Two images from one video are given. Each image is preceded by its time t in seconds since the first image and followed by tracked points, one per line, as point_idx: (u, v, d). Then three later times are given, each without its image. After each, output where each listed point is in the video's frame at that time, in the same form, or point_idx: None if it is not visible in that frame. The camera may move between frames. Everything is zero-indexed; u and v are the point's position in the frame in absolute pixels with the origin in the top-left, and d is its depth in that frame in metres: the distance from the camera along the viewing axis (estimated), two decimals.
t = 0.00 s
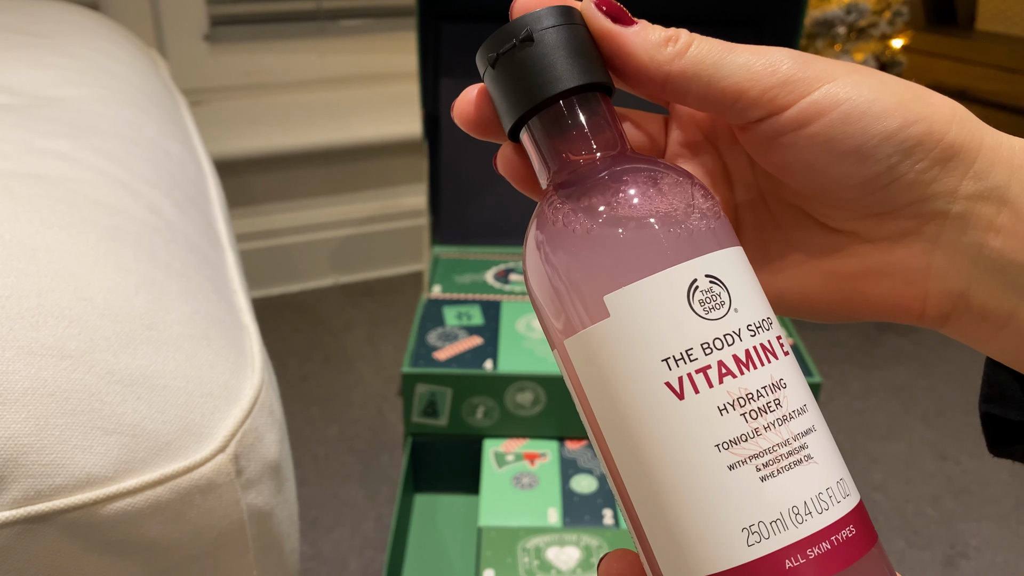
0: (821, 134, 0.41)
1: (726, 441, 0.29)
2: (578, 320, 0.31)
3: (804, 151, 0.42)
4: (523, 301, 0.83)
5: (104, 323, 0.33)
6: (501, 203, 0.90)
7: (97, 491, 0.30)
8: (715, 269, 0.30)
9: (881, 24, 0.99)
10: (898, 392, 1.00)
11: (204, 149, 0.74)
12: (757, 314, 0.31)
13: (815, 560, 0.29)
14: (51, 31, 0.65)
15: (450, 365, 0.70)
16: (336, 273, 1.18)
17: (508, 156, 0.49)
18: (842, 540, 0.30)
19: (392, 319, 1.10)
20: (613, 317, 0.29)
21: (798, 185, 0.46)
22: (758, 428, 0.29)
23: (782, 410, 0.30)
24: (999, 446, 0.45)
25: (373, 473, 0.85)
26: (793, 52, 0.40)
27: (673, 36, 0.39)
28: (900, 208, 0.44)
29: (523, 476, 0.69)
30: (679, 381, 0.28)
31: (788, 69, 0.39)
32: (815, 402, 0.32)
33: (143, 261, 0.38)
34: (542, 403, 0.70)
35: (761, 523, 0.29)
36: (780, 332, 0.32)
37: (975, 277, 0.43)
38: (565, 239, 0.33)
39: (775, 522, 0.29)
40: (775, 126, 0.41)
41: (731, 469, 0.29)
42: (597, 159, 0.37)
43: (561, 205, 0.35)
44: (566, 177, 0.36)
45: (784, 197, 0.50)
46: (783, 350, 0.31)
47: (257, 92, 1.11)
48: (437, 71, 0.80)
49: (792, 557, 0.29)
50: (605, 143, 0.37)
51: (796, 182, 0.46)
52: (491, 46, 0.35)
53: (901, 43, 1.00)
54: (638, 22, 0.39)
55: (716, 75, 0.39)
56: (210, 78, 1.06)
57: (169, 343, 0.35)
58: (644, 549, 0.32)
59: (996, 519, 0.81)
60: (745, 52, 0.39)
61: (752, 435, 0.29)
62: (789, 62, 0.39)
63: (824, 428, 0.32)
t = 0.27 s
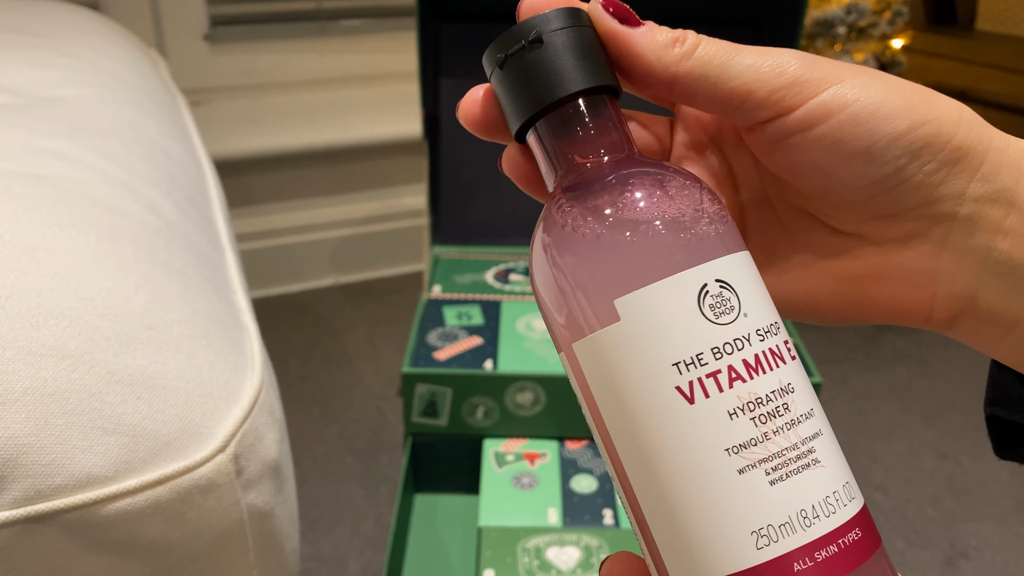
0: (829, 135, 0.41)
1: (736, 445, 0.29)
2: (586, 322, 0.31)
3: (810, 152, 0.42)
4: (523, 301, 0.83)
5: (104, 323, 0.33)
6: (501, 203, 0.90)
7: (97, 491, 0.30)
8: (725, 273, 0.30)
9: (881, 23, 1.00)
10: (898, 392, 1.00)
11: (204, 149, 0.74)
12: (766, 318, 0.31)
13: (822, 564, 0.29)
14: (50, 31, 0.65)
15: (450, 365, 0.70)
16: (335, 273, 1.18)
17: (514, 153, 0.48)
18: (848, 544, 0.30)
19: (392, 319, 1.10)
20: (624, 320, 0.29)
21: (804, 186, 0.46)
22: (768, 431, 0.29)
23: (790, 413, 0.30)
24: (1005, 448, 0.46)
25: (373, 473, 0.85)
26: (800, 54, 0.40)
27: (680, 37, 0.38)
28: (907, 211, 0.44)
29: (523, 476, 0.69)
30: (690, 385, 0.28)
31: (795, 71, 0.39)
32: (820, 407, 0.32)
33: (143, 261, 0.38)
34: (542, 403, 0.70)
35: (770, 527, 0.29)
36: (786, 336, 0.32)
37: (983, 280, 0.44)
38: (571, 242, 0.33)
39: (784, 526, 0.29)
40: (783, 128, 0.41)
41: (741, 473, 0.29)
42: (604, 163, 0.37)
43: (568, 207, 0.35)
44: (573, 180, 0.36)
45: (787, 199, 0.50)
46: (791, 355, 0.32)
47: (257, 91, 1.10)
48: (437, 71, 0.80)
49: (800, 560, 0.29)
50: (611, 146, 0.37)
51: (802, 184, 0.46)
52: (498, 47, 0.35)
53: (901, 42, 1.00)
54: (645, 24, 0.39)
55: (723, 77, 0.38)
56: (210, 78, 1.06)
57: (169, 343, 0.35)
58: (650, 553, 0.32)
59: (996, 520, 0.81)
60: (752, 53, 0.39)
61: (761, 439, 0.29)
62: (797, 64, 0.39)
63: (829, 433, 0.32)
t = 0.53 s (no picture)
0: (854, 132, 0.40)
1: (741, 460, 0.29)
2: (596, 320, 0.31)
3: (836, 149, 0.42)
4: (524, 301, 0.83)
5: (104, 323, 0.33)
6: (501, 203, 0.90)
7: (97, 491, 0.30)
8: (737, 281, 0.30)
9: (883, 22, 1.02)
10: (898, 392, 1.00)
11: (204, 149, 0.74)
12: (779, 329, 0.30)
13: None
14: (50, 31, 0.65)
15: (450, 365, 0.70)
16: (335, 273, 1.18)
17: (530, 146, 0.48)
18: (859, 566, 0.29)
19: (392, 320, 1.09)
20: (628, 328, 0.29)
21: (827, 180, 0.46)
22: (774, 447, 0.29)
23: (801, 428, 0.30)
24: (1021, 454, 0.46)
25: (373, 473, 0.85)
26: (829, 47, 0.39)
27: (705, 27, 0.38)
28: (933, 208, 0.44)
29: (523, 476, 0.69)
30: (693, 397, 0.29)
31: (824, 65, 0.39)
32: (839, 420, 0.31)
33: (142, 261, 0.38)
34: (542, 403, 0.70)
35: (773, 547, 0.29)
36: (805, 346, 0.31)
37: (1007, 282, 0.44)
38: (586, 240, 0.33)
39: (789, 546, 0.29)
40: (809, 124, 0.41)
41: (744, 489, 0.29)
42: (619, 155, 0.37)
43: (580, 204, 0.35)
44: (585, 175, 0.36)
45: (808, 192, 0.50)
46: (807, 366, 0.31)
47: (256, 91, 1.11)
48: (437, 71, 0.80)
49: None
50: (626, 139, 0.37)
51: (825, 179, 0.46)
52: (510, 36, 0.35)
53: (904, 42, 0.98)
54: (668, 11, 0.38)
55: (750, 69, 0.38)
56: (209, 78, 1.06)
57: (169, 343, 0.35)
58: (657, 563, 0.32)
59: (997, 520, 0.81)
60: (780, 44, 0.38)
61: (767, 455, 0.29)
62: (827, 58, 0.39)
63: (847, 448, 0.31)
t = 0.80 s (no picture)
0: (855, 139, 0.40)
1: (748, 462, 0.29)
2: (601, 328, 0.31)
3: (836, 156, 0.42)
4: (524, 301, 0.83)
5: (104, 323, 0.33)
6: (501, 203, 0.90)
7: (97, 491, 0.30)
8: (743, 283, 0.29)
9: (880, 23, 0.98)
10: (898, 392, 0.99)
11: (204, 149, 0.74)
12: (785, 330, 0.30)
13: None
14: (50, 31, 0.65)
15: (450, 366, 0.70)
16: (335, 273, 1.18)
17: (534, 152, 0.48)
18: (870, 568, 0.29)
19: (392, 319, 1.09)
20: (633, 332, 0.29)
21: (827, 189, 0.45)
22: (783, 449, 0.29)
23: (809, 429, 0.30)
24: None
25: (373, 473, 0.85)
26: (829, 55, 0.39)
27: (706, 36, 0.38)
28: (935, 215, 0.44)
29: (523, 476, 0.69)
30: (699, 399, 0.28)
31: (824, 74, 0.39)
32: (847, 420, 0.31)
33: (142, 261, 0.38)
34: (542, 403, 0.70)
35: (783, 549, 0.29)
36: (811, 346, 0.31)
37: (1010, 290, 0.43)
38: (591, 246, 0.33)
39: (797, 548, 0.29)
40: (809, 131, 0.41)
41: (752, 491, 0.29)
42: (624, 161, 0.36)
43: (585, 210, 0.34)
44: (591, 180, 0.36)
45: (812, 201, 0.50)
46: (815, 366, 0.31)
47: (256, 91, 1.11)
48: (437, 71, 0.80)
49: None
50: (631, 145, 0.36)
51: (825, 187, 0.45)
52: (514, 45, 0.35)
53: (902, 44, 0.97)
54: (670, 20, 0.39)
55: (750, 78, 0.38)
56: (209, 77, 1.06)
57: (169, 343, 0.35)
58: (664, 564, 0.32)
59: (997, 520, 0.81)
60: (781, 53, 0.38)
61: (775, 456, 0.29)
62: (827, 66, 0.39)
63: (856, 448, 0.31)
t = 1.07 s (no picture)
0: (811, 85, 0.40)
1: (692, 402, 0.28)
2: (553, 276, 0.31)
3: (791, 103, 0.41)
4: (524, 300, 0.83)
5: (104, 323, 0.33)
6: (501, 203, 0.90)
7: (97, 491, 0.30)
8: (686, 218, 0.29)
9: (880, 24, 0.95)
10: (899, 392, 0.99)
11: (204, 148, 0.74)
12: (733, 264, 0.29)
13: (790, 530, 0.28)
14: (50, 31, 0.65)
15: (450, 366, 0.70)
16: (336, 273, 1.18)
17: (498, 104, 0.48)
18: (823, 507, 0.29)
19: (392, 319, 1.09)
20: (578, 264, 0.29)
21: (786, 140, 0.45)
22: (728, 387, 0.28)
23: (757, 367, 0.29)
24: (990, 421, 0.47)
25: (373, 473, 0.85)
26: (785, 1, 0.39)
27: None
28: (890, 163, 0.43)
29: (523, 476, 0.69)
30: (641, 338, 0.28)
31: (780, 21, 0.38)
32: (803, 355, 0.30)
33: (142, 261, 0.38)
34: (542, 403, 0.70)
35: (729, 489, 0.28)
36: (763, 281, 0.30)
37: (967, 239, 0.43)
38: (545, 191, 0.33)
39: (745, 488, 0.28)
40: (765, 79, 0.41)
41: (696, 430, 0.28)
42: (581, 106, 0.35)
43: (543, 157, 0.34)
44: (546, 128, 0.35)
45: (765, 156, 0.50)
46: (767, 302, 0.30)
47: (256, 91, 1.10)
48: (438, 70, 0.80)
49: (763, 525, 0.28)
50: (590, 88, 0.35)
51: (783, 138, 0.45)
52: None
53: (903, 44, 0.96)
54: None
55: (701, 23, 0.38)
56: (210, 78, 1.06)
57: (169, 343, 0.35)
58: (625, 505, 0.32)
59: (997, 520, 0.81)
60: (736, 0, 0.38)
61: (720, 395, 0.28)
62: (783, 13, 0.39)
63: (813, 384, 0.30)
